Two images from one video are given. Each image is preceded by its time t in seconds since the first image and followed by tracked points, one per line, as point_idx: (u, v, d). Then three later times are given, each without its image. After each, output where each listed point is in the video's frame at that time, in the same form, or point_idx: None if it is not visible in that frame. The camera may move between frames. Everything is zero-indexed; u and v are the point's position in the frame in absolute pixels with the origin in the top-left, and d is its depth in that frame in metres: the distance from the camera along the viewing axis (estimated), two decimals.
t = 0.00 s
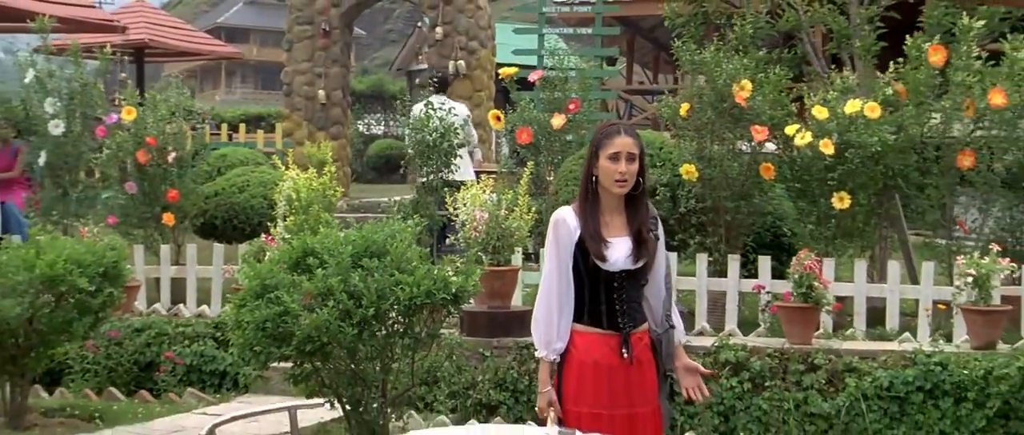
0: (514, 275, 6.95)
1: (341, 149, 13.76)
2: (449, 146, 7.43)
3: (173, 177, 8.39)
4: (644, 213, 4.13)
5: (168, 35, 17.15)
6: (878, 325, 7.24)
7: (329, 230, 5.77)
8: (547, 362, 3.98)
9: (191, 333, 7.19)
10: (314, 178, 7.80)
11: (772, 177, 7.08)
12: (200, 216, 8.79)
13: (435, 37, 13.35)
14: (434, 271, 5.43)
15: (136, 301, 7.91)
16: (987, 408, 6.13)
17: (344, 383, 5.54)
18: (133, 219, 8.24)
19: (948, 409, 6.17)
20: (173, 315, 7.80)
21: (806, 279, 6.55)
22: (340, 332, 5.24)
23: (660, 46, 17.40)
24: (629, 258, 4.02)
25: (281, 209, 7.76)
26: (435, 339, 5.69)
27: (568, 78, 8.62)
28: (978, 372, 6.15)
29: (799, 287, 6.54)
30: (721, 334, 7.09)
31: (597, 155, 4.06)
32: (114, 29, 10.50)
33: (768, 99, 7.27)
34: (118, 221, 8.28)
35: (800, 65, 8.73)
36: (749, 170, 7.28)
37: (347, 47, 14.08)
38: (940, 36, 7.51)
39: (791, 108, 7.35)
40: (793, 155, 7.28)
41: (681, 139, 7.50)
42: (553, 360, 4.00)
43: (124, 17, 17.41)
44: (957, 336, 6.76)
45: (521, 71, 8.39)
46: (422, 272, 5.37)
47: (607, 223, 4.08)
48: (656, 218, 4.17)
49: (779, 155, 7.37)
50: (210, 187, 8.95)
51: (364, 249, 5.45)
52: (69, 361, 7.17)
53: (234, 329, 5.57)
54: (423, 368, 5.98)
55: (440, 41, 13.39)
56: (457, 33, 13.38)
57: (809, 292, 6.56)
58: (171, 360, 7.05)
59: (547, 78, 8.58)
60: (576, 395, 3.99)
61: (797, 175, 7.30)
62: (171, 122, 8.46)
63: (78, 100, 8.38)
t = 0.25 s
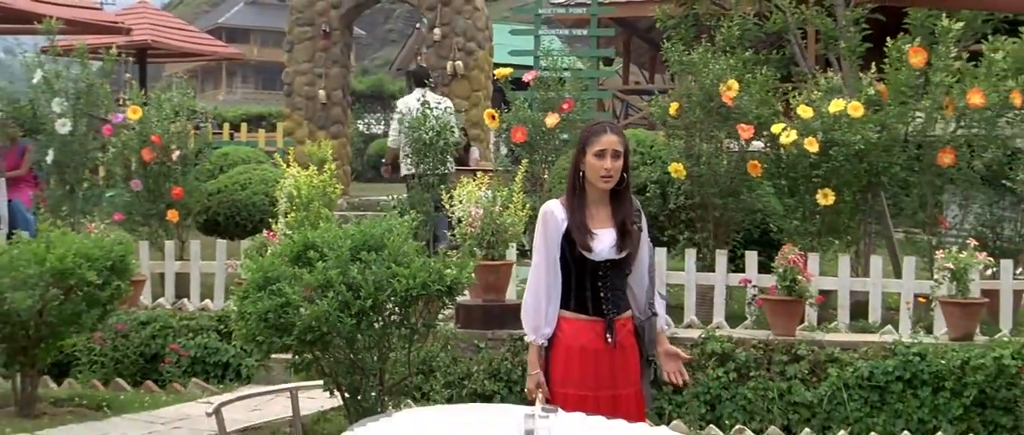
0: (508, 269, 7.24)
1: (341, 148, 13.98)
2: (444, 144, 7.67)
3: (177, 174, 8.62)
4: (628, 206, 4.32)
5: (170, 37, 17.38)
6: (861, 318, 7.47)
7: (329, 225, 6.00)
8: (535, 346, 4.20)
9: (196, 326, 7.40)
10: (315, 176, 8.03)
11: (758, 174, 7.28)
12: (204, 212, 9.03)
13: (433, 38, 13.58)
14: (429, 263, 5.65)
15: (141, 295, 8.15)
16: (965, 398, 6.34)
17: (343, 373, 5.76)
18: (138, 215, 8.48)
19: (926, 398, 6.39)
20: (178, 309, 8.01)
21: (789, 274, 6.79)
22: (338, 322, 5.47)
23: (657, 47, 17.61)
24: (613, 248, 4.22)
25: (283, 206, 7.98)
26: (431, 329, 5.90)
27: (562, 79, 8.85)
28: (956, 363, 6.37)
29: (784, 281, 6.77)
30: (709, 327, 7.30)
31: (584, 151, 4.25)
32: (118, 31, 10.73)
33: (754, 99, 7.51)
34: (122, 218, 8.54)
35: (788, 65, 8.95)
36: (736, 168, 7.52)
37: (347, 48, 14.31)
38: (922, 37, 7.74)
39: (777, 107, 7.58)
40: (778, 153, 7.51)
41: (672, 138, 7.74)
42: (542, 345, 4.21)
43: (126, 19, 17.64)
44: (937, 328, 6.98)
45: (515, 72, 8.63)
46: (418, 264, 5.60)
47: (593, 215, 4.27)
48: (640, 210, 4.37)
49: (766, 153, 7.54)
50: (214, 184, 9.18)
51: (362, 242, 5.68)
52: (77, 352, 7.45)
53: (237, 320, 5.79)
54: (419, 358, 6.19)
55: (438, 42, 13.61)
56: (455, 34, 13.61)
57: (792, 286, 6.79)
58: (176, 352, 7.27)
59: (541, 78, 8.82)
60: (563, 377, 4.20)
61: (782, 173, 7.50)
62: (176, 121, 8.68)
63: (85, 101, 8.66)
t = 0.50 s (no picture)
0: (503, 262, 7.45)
1: (342, 146, 14.19)
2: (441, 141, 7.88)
3: (181, 171, 8.84)
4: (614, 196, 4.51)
5: (172, 36, 17.59)
6: (846, 309, 7.68)
7: (328, 219, 6.22)
8: (524, 330, 4.42)
9: (200, 317, 7.62)
10: (316, 172, 8.25)
11: (746, 170, 7.51)
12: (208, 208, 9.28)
13: (433, 38, 13.80)
14: (426, 255, 5.87)
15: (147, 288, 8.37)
16: (944, 385, 6.55)
17: (342, 360, 5.99)
18: (143, 211, 8.71)
19: (907, 385, 6.61)
20: (182, 302, 8.24)
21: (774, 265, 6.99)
22: (338, 311, 5.69)
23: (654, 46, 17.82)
24: (598, 238, 4.42)
25: (285, 201, 8.20)
26: (427, 318, 6.12)
27: (556, 78, 9.07)
28: (935, 351, 6.58)
29: (769, 272, 6.98)
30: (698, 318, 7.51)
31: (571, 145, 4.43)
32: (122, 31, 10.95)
33: (742, 96, 7.73)
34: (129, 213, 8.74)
35: (777, 64, 9.17)
36: (724, 164, 7.74)
37: (348, 47, 14.52)
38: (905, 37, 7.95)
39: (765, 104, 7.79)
40: (766, 150, 7.73)
41: (663, 135, 7.96)
42: (530, 329, 4.43)
43: (129, 19, 17.85)
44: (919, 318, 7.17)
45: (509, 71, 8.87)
46: (414, 255, 5.82)
47: (580, 206, 4.47)
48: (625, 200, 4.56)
49: (754, 149, 7.78)
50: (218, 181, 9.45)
51: (360, 234, 5.90)
52: (85, 343, 7.64)
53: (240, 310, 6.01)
54: (415, 346, 6.40)
55: (438, 42, 13.83)
56: (454, 34, 13.82)
57: (778, 277, 7.01)
58: (181, 342, 7.51)
59: (536, 77, 9.05)
60: (550, 360, 4.42)
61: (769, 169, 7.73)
62: (180, 119, 8.90)
63: (91, 100, 8.76)
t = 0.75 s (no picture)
0: (498, 256, 7.66)
1: (343, 145, 14.43)
2: (437, 139, 8.11)
3: (185, 168, 9.07)
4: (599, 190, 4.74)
5: (177, 37, 17.85)
6: (831, 302, 7.90)
7: (327, 214, 6.46)
8: (512, 317, 4.65)
9: (203, 311, 7.85)
10: (316, 169, 8.48)
11: (733, 166, 7.73)
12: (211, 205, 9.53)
13: (433, 38, 14.03)
14: (421, 248, 6.10)
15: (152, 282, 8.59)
16: (923, 375, 6.77)
17: (341, 350, 6.23)
18: (148, 208, 8.94)
19: (887, 375, 6.83)
20: (186, 296, 8.47)
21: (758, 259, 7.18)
22: (336, 302, 5.92)
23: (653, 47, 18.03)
24: (583, 229, 4.65)
25: (286, 197, 8.43)
26: (422, 309, 6.35)
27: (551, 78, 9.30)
28: (915, 342, 6.80)
29: (755, 266, 7.18)
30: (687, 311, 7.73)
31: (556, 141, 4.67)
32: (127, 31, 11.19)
33: (730, 96, 7.96)
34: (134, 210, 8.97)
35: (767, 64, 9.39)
36: (713, 161, 7.97)
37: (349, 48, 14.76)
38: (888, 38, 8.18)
39: (753, 103, 8.01)
40: (753, 147, 7.95)
41: (653, 133, 8.19)
42: (518, 316, 4.66)
43: (134, 20, 18.12)
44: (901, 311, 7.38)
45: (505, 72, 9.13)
46: (409, 248, 6.04)
47: (565, 200, 4.70)
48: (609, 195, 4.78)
49: (742, 147, 8.01)
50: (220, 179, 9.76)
51: (358, 227, 6.13)
52: (92, 336, 7.87)
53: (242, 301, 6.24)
54: (411, 337, 6.63)
55: (438, 42, 14.06)
56: (453, 34, 14.04)
57: (763, 271, 7.22)
58: (185, 335, 7.73)
59: (532, 77, 9.28)
60: (537, 345, 4.65)
61: (757, 166, 7.95)
62: (185, 118, 9.14)
63: (97, 99, 9.04)
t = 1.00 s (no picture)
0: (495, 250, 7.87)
1: (347, 143, 14.66)
2: (436, 137, 8.34)
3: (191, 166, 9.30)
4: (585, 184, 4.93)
5: (184, 37, 18.11)
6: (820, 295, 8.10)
7: (327, 209, 6.68)
8: (502, 304, 4.85)
9: (209, 304, 8.07)
10: (318, 167, 8.70)
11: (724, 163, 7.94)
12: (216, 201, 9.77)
13: (435, 39, 14.24)
14: (418, 241, 6.32)
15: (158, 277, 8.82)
16: (906, 364, 6.98)
17: (341, 340, 6.45)
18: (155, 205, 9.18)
19: (871, 365, 7.03)
20: (192, 290, 8.69)
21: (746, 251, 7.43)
22: (335, 294, 6.14)
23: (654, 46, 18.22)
24: (569, 221, 4.85)
25: (289, 194, 8.65)
26: (419, 301, 6.56)
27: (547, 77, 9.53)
28: (898, 333, 7.00)
29: (743, 259, 7.40)
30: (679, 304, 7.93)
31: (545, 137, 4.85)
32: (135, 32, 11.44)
33: (720, 94, 8.18)
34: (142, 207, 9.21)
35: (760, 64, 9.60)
36: (704, 158, 8.18)
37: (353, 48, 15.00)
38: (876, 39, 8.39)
39: (743, 102, 8.22)
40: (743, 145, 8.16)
41: (647, 131, 8.42)
42: (508, 304, 4.86)
43: (141, 20, 18.37)
44: (887, 303, 7.58)
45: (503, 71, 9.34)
46: (406, 241, 6.26)
47: (554, 194, 4.89)
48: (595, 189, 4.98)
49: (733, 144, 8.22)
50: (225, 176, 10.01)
51: (357, 222, 6.35)
52: (100, 328, 8.10)
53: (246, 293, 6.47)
54: (409, 328, 6.85)
55: (440, 43, 14.27)
56: (455, 34, 14.25)
57: (752, 264, 7.43)
58: (191, 327, 7.96)
59: (529, 76, 9.50)
60: (526, 332, 4.84)
61: (747, 163, 8.16)
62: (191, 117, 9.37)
63: (105, 99, 9.24)
